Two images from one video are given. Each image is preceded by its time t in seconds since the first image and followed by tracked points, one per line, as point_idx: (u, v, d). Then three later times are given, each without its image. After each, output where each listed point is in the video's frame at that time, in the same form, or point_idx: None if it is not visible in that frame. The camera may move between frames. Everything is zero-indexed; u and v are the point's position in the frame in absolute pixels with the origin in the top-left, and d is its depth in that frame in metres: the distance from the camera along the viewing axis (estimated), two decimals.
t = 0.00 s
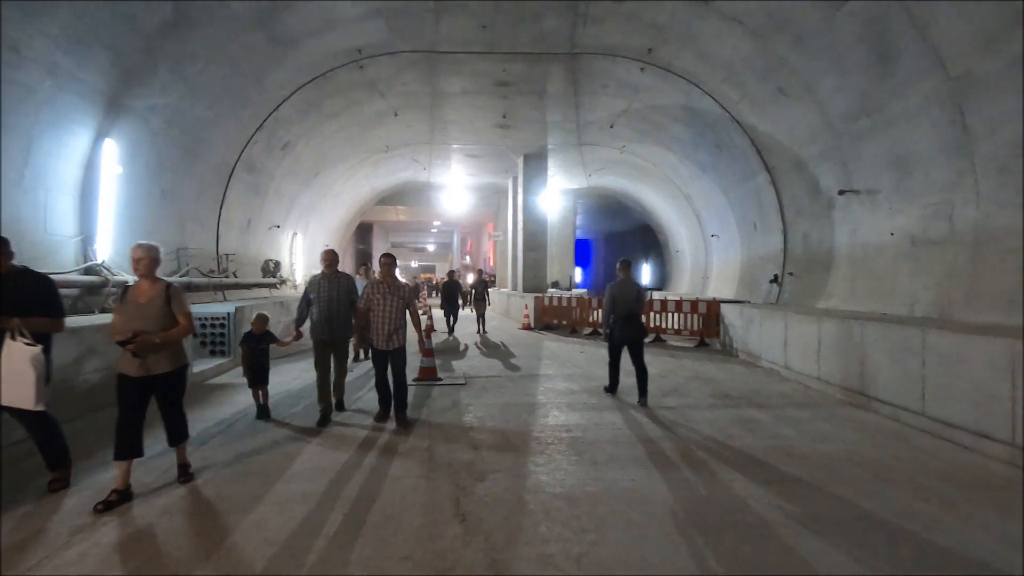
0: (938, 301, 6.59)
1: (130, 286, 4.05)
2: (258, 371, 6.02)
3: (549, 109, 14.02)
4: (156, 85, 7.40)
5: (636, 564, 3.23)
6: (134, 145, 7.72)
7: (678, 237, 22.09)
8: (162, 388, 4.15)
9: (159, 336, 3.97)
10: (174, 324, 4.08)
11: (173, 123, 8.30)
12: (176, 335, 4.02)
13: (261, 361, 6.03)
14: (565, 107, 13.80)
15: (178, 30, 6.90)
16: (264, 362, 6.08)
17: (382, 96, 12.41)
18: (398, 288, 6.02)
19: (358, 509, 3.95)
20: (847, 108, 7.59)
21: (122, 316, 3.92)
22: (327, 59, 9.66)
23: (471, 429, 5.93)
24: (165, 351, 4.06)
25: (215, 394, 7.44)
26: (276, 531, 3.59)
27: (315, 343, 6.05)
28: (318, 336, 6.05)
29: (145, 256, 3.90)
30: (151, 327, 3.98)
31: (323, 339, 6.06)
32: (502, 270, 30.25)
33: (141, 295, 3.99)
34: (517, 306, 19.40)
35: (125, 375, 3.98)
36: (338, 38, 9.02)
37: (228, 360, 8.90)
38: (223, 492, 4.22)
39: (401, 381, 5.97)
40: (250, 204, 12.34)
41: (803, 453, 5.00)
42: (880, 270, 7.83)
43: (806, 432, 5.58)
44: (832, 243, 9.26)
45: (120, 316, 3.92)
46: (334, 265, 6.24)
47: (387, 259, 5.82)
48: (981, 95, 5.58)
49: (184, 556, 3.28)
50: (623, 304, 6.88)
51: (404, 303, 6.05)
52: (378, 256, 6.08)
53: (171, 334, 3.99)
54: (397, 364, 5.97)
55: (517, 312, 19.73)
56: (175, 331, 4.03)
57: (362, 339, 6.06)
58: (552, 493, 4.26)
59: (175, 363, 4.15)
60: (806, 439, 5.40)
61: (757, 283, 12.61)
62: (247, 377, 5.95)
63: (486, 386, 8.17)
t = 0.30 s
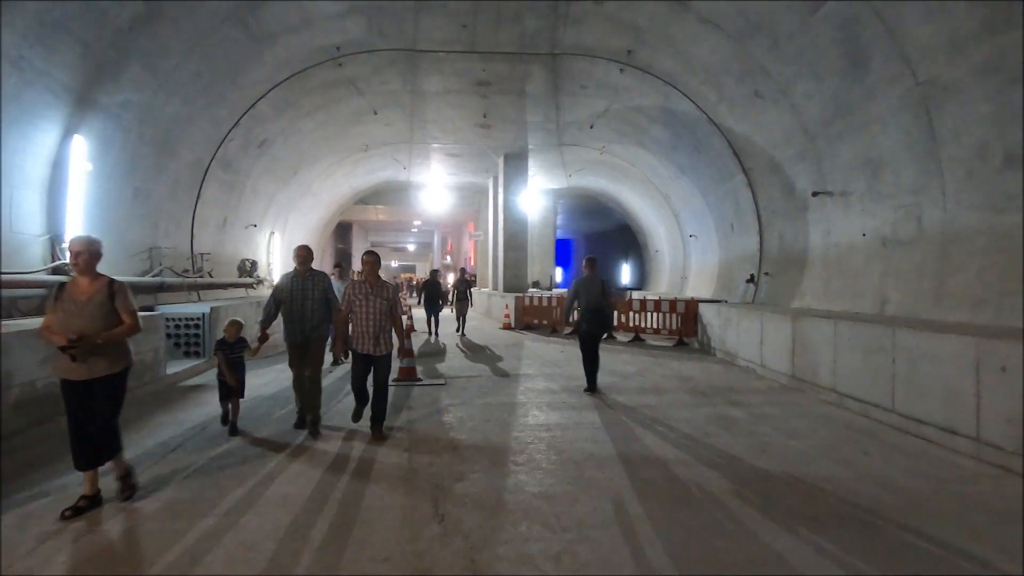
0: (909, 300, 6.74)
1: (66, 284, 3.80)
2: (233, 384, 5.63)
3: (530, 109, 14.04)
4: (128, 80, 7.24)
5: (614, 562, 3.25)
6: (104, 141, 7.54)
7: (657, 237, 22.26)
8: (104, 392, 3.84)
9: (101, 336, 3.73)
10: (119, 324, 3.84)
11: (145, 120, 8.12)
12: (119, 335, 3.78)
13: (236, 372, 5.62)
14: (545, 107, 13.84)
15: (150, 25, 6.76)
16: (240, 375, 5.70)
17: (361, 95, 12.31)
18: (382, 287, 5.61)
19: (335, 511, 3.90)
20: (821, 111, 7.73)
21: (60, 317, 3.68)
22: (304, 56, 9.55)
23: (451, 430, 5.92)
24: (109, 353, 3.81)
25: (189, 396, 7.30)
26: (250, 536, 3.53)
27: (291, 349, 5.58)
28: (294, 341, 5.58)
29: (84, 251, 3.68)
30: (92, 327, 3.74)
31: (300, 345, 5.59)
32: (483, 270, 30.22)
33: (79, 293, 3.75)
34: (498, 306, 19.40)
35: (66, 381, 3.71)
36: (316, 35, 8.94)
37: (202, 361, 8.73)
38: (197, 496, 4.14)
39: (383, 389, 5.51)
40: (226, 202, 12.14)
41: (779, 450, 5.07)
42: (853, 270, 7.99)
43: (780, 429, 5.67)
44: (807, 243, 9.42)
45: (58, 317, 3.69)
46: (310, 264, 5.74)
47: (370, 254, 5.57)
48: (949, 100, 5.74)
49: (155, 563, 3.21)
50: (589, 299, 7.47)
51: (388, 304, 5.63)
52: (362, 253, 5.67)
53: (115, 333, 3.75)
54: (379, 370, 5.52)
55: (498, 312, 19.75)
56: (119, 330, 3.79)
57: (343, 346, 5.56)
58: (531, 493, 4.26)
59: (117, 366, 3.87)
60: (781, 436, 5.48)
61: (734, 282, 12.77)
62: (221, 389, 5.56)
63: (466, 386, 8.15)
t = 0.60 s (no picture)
0: (884, 299, 6.86)
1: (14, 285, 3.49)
2: (207, 391, 5.21)
3: (513, 109, 14.06)
4: (103, 76, 7.09)
5: (596, 559, 3.27)
6: (77, 138, 7.38)
7: (639, 237, 22.40)
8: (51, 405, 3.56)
9: (53, 344, 3.45)
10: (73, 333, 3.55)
11: (121, 116, 7.97)
12: (71, 343, 3.50)
13: (210, 379, 5.23)
14: (528, 107, 13.86)
15: (125, 20, 6.62)
16: (217, 382, 5.29)
17: (342, 93, 12.22)
18: (363, 287, 5.38)
19: (316, 513, 3.87)
20: (799, 114, 7.84)
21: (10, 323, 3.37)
22: (284, 53, 9.45)
23: (433, 430, 5.91)
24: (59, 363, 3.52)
25: (166, 398, 7.18)
26: (228, 540, 3.49)
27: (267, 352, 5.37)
28: (271, 343, 5.34)
29: (40, 252, 3.45)
30: (45, 335, 3.46)
31: (277, 347, 5.35)
32: (466, 270, 30.17)
33: (30, 297, 3.46)
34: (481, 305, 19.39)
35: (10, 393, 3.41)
36: (296, 32, 8.85)
37: (180, 362, 8.60)
38: (174, 500, 4.08)
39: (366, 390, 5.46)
40: (204, 201, 11.97)
41: (757, 448, 5.13)
42: (830, 270, 8.12)
43: (759, 427, 5.75)
44: (785, 243, 9.55)
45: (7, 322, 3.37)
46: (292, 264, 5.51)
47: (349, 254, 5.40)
48: (922, 103, 5.85)
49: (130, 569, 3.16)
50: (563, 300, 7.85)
51: (370, 305, 5.38)
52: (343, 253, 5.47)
53: (68, 342, 3.48)
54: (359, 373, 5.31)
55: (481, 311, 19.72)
56: (72, 338, 3.51)
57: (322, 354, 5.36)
58: (513, 492, 4.27)
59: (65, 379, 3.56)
60: (761, 434, 5.54)
61: (715, 282, 12.91)
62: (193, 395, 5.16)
63: (448, 386, 8.14)
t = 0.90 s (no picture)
0: (857, 299, 7.00)
1: None
2: (182, 405, 4.71)
3: (494, 109, 14.05)
4: (72, 70, 6.91)
5: (575, 558, 3.27)
6: (44, 133, 7.18)
7: (619, 237, 22.51)
8: None
9: None
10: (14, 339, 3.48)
11: (91, 112, 7.78)
12: (11, 352, 3.42)
13: (185, 391, 4.71)
14: (509, 107, 13.85)
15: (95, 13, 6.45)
16: (194, 395, 4.77)
17: (321, 91, 12.09)
18: (334, 288, 4.85)
19: (292, 517, 3.82)
20: (775, 116, 7.96)
21: None
22: (261, 49, 9.32)
23: (412, 430, 5.86)
24: None
25: (139, 400, 7.03)
26: (202, 546, 3.42)
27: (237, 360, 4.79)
28: (242, 349, 4.78)
29: None
30: None
31: (249, 354, 4.81)
32: (447, 270, 30.06)
33: None
34: (462, 305, 19.34)
35: None
36: (273, 28, 8.74)
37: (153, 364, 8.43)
38: (146, 506, 3.99)
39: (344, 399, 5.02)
40: (179, 199, 11.76)
41: (734, 445, 5.19)
42: (805, 270, 8.26)
43: (736, 425, 5.81)
44: (762, 243, 9.68)
45: None
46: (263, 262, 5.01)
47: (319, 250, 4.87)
48: (894, 106, 5.97)
49: None
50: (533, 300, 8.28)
51: (342, 308, 4.85)
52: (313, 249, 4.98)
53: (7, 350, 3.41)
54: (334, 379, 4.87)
55: (462, 311, 19.69)
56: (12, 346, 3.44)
57: (289, 359, 4.88)
58: (492, 492, 4.25)
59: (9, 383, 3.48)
60: (738, 431, 5.61)
61: (694, 282, 13.03)
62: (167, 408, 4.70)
63: (428, 387, 8.09)
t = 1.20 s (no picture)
0: (834, 298, 7.12)
1: None
2: (153, 412, 4.25)
3: (477, 109, 14.04)
4: (47, 65, 6.77)
5: (557, 556, 3.29)
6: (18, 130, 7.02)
7: (603, 237, 22.60)
8: None
9: None
10: None
11: (66, 108, 7.62)
12: None
13: (158, 397, 4.26)
14: (493, 107, 13.85)
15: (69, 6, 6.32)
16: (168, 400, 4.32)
17: (302, 89, 12.00)
18: (315, 291, 4.43)
19: (274, 519, 3.78)
20: (756, 118, 8.05)
21: None
22: (241, 46, 9.23)
23: (395, 431, 5.85)
24: None
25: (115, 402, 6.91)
26: (182, 549, 3.38)
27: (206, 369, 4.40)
28: (210, 357, 4.39)
29: None
30: None
31: (218, 362, 4.42)
32: (431, 270, 29.99)
33: None
34: (446, 305, 19.31)
35: None
36: (254, 25, 8.65)
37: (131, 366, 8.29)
38: (122, 510, 3.92)
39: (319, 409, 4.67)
40: (158, 198, 11.58)
41: (715, 443, 5.24)
42: (784, 270, 8.37)
43: (717, 423, 5.88)
44: (742, 244, 9.81)
45: None
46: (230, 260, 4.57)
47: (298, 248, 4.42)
48: (871, 109, 6.10)
49: None
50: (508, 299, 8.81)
51: (321, 313, 4.44)
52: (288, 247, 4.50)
53: None
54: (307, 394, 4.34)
55: (446, 311, 19.66)
56: None
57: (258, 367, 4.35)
58: (475, 492, 4.26)
59: None
60: (717, 429, 5.68)
61: (676, 281, 13.14)
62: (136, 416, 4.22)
63: (411, 387, 8.07)
